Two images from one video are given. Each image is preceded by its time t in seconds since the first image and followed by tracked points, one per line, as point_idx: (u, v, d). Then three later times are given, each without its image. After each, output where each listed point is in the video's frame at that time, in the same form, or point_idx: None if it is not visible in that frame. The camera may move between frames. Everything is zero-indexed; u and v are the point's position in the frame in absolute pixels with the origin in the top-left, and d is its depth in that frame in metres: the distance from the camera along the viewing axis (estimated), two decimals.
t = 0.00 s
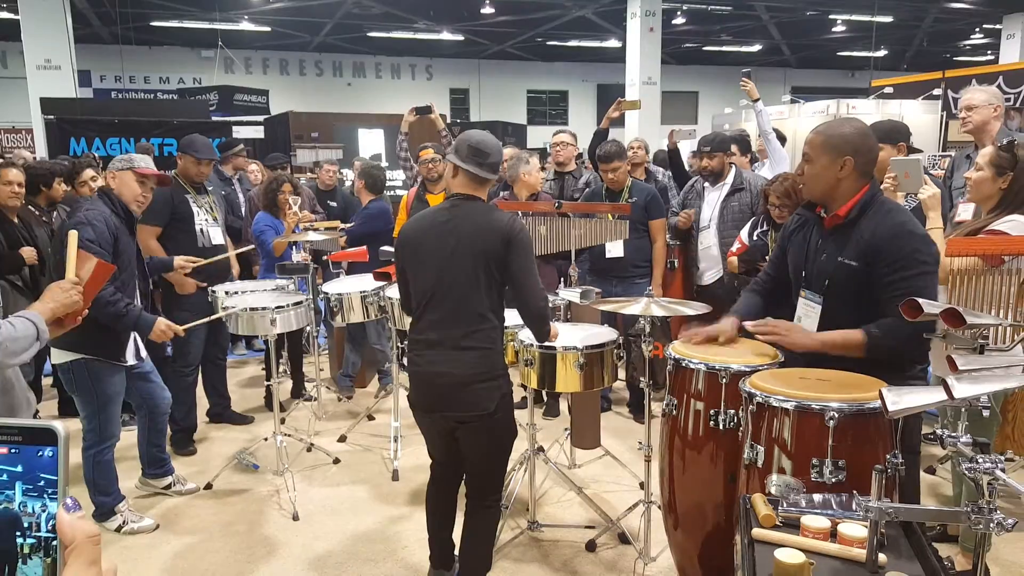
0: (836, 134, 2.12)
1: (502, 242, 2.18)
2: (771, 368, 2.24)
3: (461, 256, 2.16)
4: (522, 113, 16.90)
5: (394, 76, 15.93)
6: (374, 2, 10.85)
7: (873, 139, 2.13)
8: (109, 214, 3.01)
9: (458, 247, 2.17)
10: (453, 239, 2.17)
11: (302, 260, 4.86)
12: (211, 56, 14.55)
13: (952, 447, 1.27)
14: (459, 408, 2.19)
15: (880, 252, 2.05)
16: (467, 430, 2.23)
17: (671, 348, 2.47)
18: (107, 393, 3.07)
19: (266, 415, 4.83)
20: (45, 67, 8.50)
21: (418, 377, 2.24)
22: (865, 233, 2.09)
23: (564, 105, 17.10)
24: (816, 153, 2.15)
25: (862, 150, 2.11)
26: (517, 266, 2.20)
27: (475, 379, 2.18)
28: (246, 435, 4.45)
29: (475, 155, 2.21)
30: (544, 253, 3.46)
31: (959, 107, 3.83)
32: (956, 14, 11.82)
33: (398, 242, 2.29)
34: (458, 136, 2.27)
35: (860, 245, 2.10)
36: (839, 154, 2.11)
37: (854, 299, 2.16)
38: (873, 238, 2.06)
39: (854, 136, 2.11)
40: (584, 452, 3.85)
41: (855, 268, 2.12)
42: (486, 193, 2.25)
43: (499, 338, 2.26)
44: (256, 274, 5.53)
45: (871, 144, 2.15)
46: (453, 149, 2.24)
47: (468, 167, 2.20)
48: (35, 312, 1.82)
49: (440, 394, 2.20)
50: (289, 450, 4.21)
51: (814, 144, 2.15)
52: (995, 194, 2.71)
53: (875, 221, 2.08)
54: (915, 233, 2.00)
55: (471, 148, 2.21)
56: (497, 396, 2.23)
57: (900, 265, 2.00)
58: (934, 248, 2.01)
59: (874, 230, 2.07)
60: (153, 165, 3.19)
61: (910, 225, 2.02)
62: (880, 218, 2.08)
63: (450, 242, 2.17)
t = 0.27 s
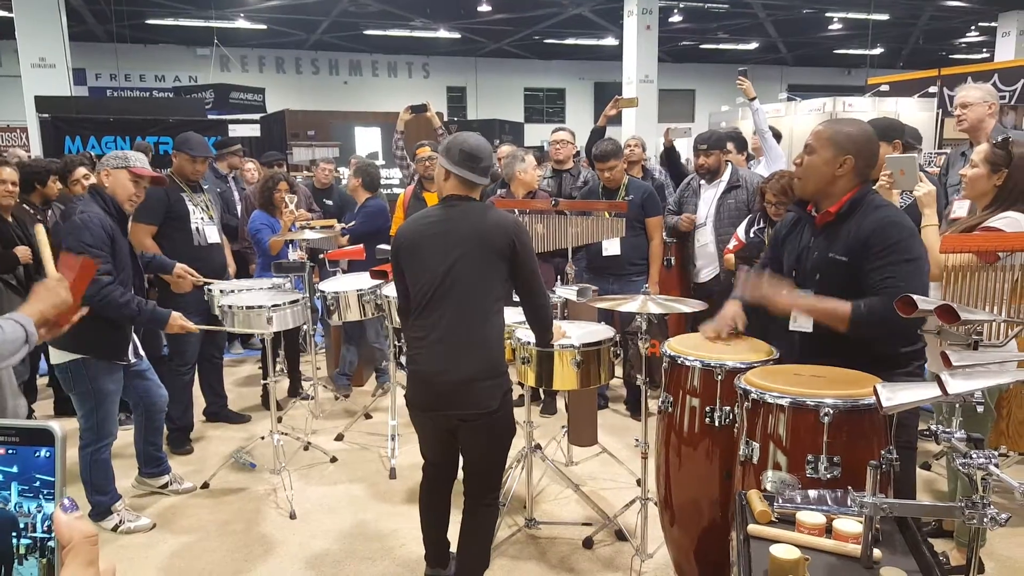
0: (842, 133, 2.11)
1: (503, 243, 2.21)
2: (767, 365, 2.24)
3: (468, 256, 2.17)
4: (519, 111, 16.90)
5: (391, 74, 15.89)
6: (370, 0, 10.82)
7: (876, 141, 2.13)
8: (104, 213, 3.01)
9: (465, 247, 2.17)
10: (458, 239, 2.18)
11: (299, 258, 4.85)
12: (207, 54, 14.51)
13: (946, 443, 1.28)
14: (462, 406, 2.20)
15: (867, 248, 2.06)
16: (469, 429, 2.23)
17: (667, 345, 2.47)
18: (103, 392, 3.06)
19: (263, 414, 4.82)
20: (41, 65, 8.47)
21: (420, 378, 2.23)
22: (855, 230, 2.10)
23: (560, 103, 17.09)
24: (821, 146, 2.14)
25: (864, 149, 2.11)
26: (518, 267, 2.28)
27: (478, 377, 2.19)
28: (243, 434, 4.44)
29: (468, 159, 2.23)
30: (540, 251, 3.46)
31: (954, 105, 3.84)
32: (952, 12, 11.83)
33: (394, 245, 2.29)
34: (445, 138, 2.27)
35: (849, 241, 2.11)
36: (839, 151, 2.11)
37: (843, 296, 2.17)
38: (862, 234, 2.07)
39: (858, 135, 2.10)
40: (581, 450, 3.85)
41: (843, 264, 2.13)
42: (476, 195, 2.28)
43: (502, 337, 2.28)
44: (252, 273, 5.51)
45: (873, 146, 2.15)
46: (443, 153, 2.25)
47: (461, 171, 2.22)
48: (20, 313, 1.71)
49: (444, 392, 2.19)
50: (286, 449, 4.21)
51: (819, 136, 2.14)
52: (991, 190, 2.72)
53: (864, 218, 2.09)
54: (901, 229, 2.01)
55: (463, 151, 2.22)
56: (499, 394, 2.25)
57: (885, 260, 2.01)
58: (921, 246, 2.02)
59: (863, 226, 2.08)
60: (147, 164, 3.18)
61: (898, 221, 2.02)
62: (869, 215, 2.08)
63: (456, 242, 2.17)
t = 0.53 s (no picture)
0: (824, 136, 2.10)
1: (501, 241, 2.21)
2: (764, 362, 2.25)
3: (469, 255, 2.17)
4: (517, 109, 16.88)
5: (389, 71, 15.86)
6: None
7: (860, 140, 2.12)
8: (99, 211, 3.00)
9: (466, 246, 2.17)
10: (459, 238, 2.17)
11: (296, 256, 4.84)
12: (204, 52, 14.47)
13: (943, 439, 1.28)
14: (466, 403, 2.20)
15: (863, 253, 2.06)
16: (472, 426, 2.23)
17: (665, 343, 2.47)
18: (102, 390, 3.06)
19: (261, 411, 4.81)
20: (38, 62, 8.44)
21: (423, 377, 2.23)
22: (849, 234, 2.10)
23: (558, 100, 17.07)
24: (804, 153, 2.15)
25: (848, 151, 2.11)
26: (516, 264, 2.28)
27: (482, 375, 2.20)
28: (240, 431, 4.44)
29: (458, 159, 2.22)
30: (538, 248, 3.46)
31: (951, 101, 3.85)
32: (950, 8, 11.82)
33: (389, 246, 2.27)
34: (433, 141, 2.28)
35: (844, 245, 2.11)
36: (824, 155, 2.11)
37: (840, 299, 2.17)
38: (856, 239, 2.07)
39: (841, 137, 2.10)
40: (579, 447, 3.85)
41: (839, 270, 2.13)
42: (468, 194, 2.28)
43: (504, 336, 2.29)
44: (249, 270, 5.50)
45: (857, 144, 2.14)
46: (433, 154, 2.25)
47: (452, 170, 2.21)
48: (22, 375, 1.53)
49: (447, 389, 2.19)
50: (284, 446, 4.21)
51: (802, 143, 2.15)
52: (988, 187, 2.73)
53: (857, 222, 2.09)
54: (895, 234, 2.01)
55: (454, 151, 2.22)
56: (503, 390, 2.26)
57: (881, 264, 2.01)
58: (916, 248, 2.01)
59: (856, 231, 2.08)
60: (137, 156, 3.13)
61: (891, 225, 2.02)
62: (861, 219, 2.08)
63: (456, 241, 2.17)
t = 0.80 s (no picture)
0: (818, 134, 2.12)
1: (503, 238, 2.23)
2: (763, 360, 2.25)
3: (471, 251, 2.18)
4: (517, 106, 16.86)
5: (389, 69, 15.84)
6: None
7: (852, 139, 2.12)
8: (98, 210, 3.01)
9: (470, 243, 2.18)
10: (464, 235, 2.18)
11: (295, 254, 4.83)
12: (204, 49, 14.45)
13: (941, 437, 1.27)
14: (468, 400, 2.20)
15: (850, 255, 2.06)
16: (474, 423, 2.24)
17: (664, 341, 2.47)
18: (102, 388, 3.07)
19: (261, 409, 4.82)
20: (38, 60, 8.43)
21: (425, 374, 2.22)
22: (839, 234, 2.09)
23: (559, 98, 17.06)
24: (796, 152, 2.15)
25: (839, 151, 2.11)
26: (517, 260, 2.29)
27: (486, 371, 2.21)
28: (241, 429, 4.44)
29: (460, 157, 2.23)
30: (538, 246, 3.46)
31: (952, 99, 3.84)
32: (952, 5, 11.80)
33: (389, 242, 2.26)
34: (432, 139, 2.28)
35: (834, 245, 2.11)
36: (815, 155, 2.12)
37: (830, 298, 2.17)
38: (845, 239, 2.07)
39: (835, 137, 2.11)
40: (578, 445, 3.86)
41: (830, 270, 2.13)
42: (468, 192, 2.29)
43: (505, 334, 2.29)
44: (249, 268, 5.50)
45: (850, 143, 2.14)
46: (431, 151, 2.25)
47: (454, 167, 2.22)
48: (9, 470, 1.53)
49: (451, 386, 2.19)
50: (284, 444, 4.21)
51: (796, 140, 2.15)
52: (988, 185, 2.72)
53: (848, 223, 2.08)
54: (884, 235, 2.01)
55: (456, 148, 2.23)
56: (505, 386, 2.27)
57: (869, 265, 2.01)
58: (905, 249, 2.01)
59: (846, 232, 2.07)
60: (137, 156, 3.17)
61: (881, 227, 2.02)
62: (852, 219, 2.08)
63: (461, 238, 2.17)
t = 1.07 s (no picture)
0: (815, 133, 2.11)
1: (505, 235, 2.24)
2: (762, 359, 2.25)
3: (475, 249, 2.18)
4: (517, 106, 16.86)
5: (389, 69, 15.84)
6: None
7: (852, 137, 2.12)
8: (95, 210, 3.01)
9: (476, 242, 2.19)
10: (467, 232, 2.18)
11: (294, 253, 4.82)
12: (204, 49, 14.44)
13: (940, 437, 1.27)
14: (477, 399, 2.20)
15: (855, 251, 2.05)
16: (481, 422, 2.24)
17: (663, 340, 2.47)
18: (107, 386, 3.08)
19: (260, 409, 4.81)
20: (38, 60, 8.43)
21: (431, 374, 2.20)
22: (842, 232, 2.09)
23: (558, 98, 17.05)
24: (794, 152, 2.14)
25: (839, 149, 2.11)
26: (518, 258, 2.30)
27: (493, 369, 2.21)
28: (240, 429, 4.43)
29: (459, 156, 2.26)
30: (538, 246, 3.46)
31: (952, 99, 3.84)
32: (951, 5, 11.80)
33: (388, 243, 2.23)
34: (427, 139, 2.27)
35: (837, 244, 2.10)
36: (816, 152, 2.11)
37: (832, 296, 2.17)
38: (847, 238, 2.07)
39: (832, 135, 2.10)
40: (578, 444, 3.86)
41: (832, 268, 2.13)
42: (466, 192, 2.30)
43: (509, 331, 2.30)
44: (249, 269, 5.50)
45: (849, 141, 2.15)
46: (426, 152, 2.26)
47: (454, 166, 2.23)
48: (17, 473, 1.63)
49: (462, 386, 2.18)
50: (283, 443, 4.21)
51: (793, 141, 2.14)
52: (993, 185, 2.73)
53: (850, 220, 2.08)
54: (887, 231, 2.01)
55: (454, 147, 2.25)
56: (510, 385, 2.28)
57: (873, 264, 2.00)
58: (909, 245, 2.01)
59: (850, 229, 2.07)
60: (133, 156, 3.18)
61: (884, 223, 2.02)
62: (854, 217, 2.08)
63: (466, 238, 2.18)
